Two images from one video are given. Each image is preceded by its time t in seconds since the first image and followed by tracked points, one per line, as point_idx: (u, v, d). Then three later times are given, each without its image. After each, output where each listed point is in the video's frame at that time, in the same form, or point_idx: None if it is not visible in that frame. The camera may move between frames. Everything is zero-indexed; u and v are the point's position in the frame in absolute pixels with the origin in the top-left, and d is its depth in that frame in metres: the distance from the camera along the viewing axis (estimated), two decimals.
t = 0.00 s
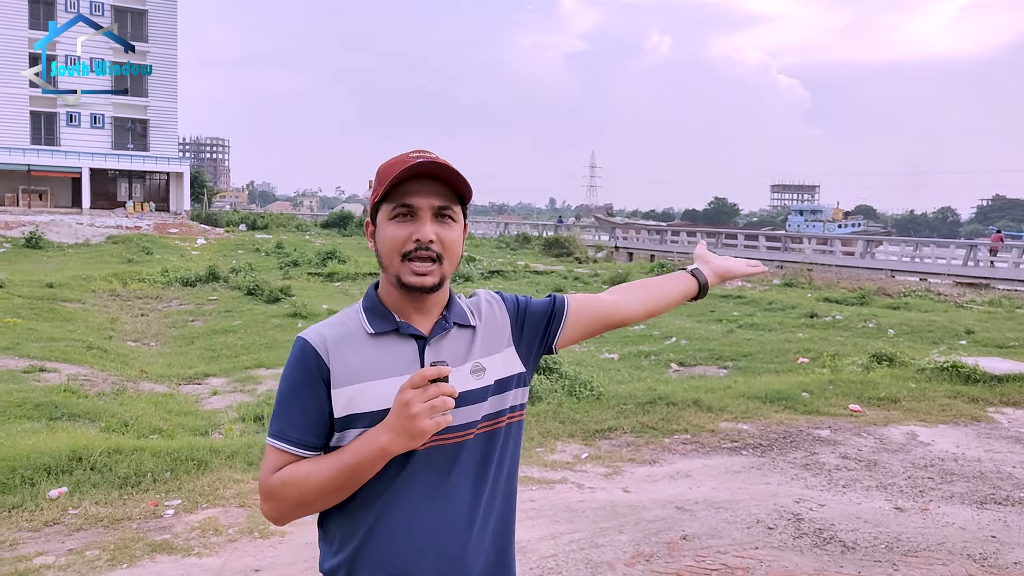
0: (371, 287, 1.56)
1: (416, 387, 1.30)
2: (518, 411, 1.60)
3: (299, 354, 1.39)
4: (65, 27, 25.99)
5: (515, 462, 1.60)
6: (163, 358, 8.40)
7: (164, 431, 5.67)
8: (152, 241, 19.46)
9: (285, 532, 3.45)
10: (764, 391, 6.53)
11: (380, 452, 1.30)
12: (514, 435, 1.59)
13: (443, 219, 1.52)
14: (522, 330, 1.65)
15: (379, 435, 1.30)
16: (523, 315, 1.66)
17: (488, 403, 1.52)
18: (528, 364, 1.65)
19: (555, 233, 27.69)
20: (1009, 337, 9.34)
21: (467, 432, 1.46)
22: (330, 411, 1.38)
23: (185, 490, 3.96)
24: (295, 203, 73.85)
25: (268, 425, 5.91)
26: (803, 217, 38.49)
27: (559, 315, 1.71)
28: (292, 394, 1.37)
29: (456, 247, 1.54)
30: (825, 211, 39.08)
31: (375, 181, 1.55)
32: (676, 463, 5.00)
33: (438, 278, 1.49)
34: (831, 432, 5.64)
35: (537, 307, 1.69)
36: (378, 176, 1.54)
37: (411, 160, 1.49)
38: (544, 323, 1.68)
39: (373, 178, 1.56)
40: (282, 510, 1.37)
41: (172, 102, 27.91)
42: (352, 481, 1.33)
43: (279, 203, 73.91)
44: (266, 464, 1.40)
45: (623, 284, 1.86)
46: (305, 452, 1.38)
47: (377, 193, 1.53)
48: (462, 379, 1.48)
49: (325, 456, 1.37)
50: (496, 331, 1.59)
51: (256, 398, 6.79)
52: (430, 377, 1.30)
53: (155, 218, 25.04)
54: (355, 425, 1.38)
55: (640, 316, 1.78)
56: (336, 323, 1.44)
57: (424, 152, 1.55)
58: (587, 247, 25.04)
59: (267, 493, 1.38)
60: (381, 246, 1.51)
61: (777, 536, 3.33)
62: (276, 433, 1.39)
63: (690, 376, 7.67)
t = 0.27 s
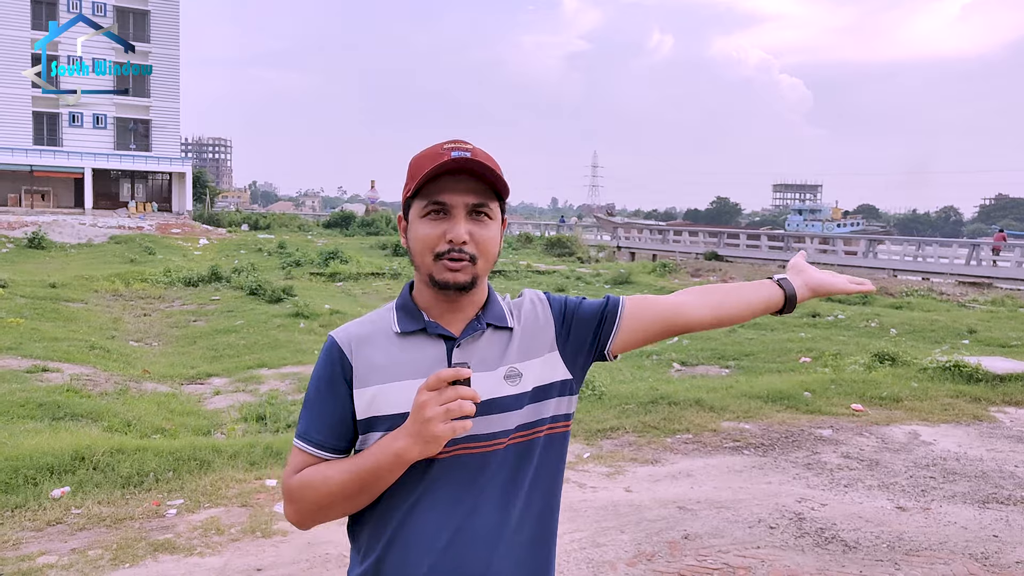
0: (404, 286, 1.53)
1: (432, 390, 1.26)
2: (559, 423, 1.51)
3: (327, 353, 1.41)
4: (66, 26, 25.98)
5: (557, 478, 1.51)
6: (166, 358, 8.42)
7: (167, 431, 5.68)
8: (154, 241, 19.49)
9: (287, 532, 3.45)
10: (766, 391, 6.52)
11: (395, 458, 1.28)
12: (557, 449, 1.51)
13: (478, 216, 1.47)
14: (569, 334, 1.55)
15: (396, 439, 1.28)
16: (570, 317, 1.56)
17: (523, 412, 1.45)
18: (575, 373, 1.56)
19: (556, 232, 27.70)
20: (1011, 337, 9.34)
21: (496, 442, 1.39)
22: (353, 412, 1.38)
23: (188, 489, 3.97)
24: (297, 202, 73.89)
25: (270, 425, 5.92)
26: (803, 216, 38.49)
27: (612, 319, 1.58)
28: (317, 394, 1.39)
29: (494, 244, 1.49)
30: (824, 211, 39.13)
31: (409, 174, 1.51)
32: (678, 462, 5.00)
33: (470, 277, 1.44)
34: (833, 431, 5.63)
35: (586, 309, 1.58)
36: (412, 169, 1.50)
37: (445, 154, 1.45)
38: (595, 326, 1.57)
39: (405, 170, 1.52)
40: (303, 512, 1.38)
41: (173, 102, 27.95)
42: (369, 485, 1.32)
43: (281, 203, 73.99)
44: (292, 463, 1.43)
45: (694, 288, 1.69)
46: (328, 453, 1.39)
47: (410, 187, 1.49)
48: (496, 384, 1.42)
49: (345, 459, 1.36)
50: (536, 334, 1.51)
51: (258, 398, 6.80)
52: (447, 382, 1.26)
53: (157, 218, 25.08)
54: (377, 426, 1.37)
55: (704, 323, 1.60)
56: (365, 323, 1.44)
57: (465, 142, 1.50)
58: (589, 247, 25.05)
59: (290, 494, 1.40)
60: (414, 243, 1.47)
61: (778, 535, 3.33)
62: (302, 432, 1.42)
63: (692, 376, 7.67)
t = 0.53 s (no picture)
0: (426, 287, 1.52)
1: (435, 392, 1.26)
2: (578, 436, 1.43)
3: (345, 345, 1.42)
4: (66, 26, 25.95)
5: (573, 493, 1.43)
6: (165, 358, 8.42)
7: (167, 430, 5.68)
8: (154, 241, 19.48)
9: (287, 531, 3.45)
10: (766, 390, 6.52)
11: (397, 457, 1.28)
12: (574, 463, 1.43)
13: (487, 221, 1.43)
14: (597, 343, 1.47)
15: (399, 438, 1.28)
16: (602, 327, 1.48)
17: (540, 421, 1.39)
18: (602, 386, 1.47)
19: (556, 232, 27.71)
20: (1010, 335, 9.34)
21: (503, 450, 1.35)
22: (362, 407, 1.39)
23: (188, 488, 3.97)
24: (297, 201, 73.86)
25: (270, 424, 5.92)
26: (800, 216, 38.55)
27: (642, 333, 1.48)
28: (328, 386, 1.40)
29: (508, 248, 1.45)
30: (821, 209, 39.19)
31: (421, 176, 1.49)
32: (678, 461, 5.00)
33: (484, 283, 1.41)
34: (833, 430, 5.63)
35: (621, 318, 1.49)
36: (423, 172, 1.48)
37: (450, 158, 1.41)
38: (625, 339, 1.48)
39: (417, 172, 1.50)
40: (308, 502, 1.41)
41: (173, 102, 27.93)
42: (369, 482, 1.33)
43: (281, 203, 73.98)
44: (304, 453, 1.46)
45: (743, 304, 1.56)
46: (336, 446, 1.40)
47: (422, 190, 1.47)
48: (511, 391, 1.37)
49: (351, 452, 1.38)
50: (560, 342, 1.44)
51: (258, 397, 6.80)
52: (450, 384, 1.26)
53: (156, 217, 25.07)
54: (386, 423, 1.37)
55: (753, 343, 1.47)
56: (383, 319, 1.45)
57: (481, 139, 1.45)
58: (589, 246, 25.05)
59: (299, 483, 1.43)
60: (426, 248, 1.46)
61: (778, 533, 3.34)
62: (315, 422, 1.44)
63: (692, 375, 7.67)
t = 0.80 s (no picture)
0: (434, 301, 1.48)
1: (417, 391, 1.26)
2: (577, 442, 1.35)
3: (353, 337, 1.46)
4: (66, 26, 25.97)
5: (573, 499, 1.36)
6: (165, 357, 8.42)
7: (168, 429, 5.69)
8: (154, 240, 19.48)
9: (288, 530, 3.45)
10: (766, 389, 6.52)
11: (381, 454, 1.30)
12: (574, 470, 1.35)
13: (463, 244, 1.33)
14: (602, 348, 1.38)
15: (386, 435, 1.30)
16: (609, 329, 1.39)
17: (534, 424, 1.33)
18: (606, 391, 1.38)
19: (556, 230, 27.72)
20: (1010, 334, 9.34)
21: (492, 451, 1.32)
22: (362, 399, 1.42)
23: (189, 487, 3.97)
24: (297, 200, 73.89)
25: (271, 423, 5.92)
26: (798, 214, 38.61)
27: (652, 334, 1.39)
28: (336, 378, 1.45)
29: (495, 264, 1.35)
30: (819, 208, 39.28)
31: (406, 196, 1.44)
32: (678, 459, 5.00)
33: (473, 302, 1.35)
34: (833, 429, 5.63)
35: (630, 319, 1.40)
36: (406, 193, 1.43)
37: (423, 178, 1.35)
38: (633, 342, 1.39)
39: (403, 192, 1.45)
40: (308, 487, 1.47)
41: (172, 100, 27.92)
42: (358, 474, 1.36)
43: (281, 202, 74.01)
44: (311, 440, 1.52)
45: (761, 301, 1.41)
46: (342, 436, 1.44)
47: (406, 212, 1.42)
48: (506, 391, 1.33)
49: (348, 444, 1.42)
50: (561, 343, 1.37)
51: (259, 396, 6.80)
52: (431, 383, 1.26)
53: (156, 216, 25.07)
54: (384, 415, 1.39)
55: (763, 348, 1.33)
56: (389, 315, 1.46)
57: (457, 153, 1.37)
58: (589, 245, 25.04)
59: (302, 468, 1.49)
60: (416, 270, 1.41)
61: (778, 532, 3.34)
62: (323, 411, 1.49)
63: (693, 374, 7.67)
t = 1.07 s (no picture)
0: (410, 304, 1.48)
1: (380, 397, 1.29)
2: (553, 447, 1.34)
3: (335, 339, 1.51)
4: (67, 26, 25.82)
5: (553, 505, 1.35)
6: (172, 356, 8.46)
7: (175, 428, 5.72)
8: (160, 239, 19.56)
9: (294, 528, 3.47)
10: (772, 387, 6.52)
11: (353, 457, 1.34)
12: (551, 475, 1.34)
13: (413, 261, 1.30)
14: (576, 355, 1.36)
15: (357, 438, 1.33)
16: (586, 334, 1.37)
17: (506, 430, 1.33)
18: (583, 396, 1.36)
19: (562, 229, 27.72)
20: (1017, 333, 9.31)
21: (464, 457, 1.32)
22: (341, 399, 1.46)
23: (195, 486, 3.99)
24: (302, 199, 74.03)
25: (277, 422, 5.94)
26: (800, 213, 38.60)
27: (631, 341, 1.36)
28: (321, 382, 1.49)
29: (452, 277, 1.32)
30: (821, 207, 39.28)
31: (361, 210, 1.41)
32: (684, 458, 5.01)
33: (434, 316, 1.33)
34: (839, 427, 5.63)
35: (607, 324, 1.38)
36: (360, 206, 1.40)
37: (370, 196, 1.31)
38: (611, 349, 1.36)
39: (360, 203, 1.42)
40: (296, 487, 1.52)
41: (177, 99, 27.99)
42: (335, 477, 1.40)
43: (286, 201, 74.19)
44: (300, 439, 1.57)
45: (756, 309, 1.35)
46: (326, 438, 1.48)
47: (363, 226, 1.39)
48: (476, 397, 1.33)
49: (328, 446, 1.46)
50: (533, 349, 1.36)
51: (265, 394, 6.82)
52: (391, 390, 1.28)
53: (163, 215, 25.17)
54: (360, 418, 1.42)
55: (740, 362, 1.29)
56: (364, 319, 1.49)
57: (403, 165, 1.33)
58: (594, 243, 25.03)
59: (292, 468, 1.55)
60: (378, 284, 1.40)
61: (784, 530, 3.34)
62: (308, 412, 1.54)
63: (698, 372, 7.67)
